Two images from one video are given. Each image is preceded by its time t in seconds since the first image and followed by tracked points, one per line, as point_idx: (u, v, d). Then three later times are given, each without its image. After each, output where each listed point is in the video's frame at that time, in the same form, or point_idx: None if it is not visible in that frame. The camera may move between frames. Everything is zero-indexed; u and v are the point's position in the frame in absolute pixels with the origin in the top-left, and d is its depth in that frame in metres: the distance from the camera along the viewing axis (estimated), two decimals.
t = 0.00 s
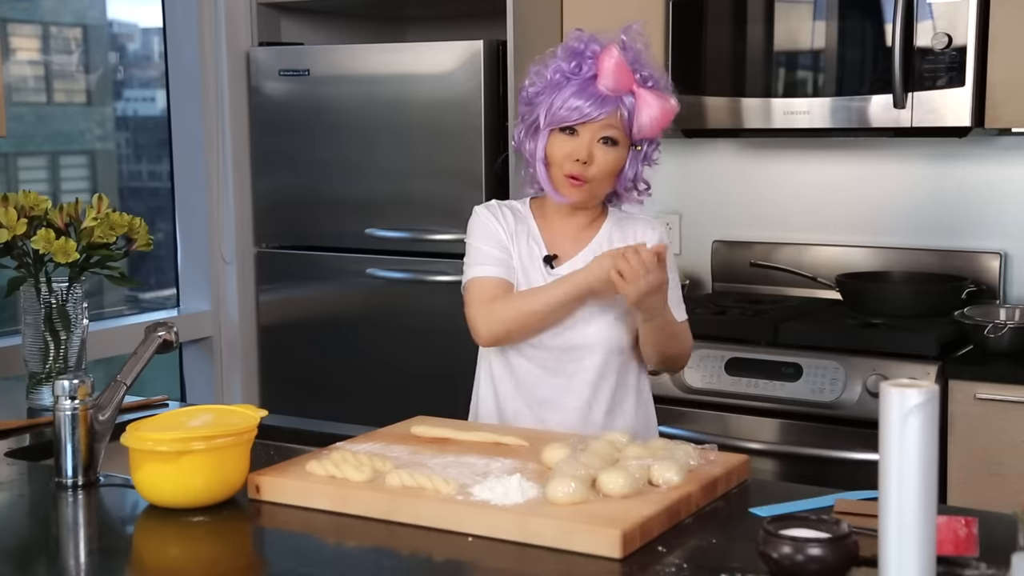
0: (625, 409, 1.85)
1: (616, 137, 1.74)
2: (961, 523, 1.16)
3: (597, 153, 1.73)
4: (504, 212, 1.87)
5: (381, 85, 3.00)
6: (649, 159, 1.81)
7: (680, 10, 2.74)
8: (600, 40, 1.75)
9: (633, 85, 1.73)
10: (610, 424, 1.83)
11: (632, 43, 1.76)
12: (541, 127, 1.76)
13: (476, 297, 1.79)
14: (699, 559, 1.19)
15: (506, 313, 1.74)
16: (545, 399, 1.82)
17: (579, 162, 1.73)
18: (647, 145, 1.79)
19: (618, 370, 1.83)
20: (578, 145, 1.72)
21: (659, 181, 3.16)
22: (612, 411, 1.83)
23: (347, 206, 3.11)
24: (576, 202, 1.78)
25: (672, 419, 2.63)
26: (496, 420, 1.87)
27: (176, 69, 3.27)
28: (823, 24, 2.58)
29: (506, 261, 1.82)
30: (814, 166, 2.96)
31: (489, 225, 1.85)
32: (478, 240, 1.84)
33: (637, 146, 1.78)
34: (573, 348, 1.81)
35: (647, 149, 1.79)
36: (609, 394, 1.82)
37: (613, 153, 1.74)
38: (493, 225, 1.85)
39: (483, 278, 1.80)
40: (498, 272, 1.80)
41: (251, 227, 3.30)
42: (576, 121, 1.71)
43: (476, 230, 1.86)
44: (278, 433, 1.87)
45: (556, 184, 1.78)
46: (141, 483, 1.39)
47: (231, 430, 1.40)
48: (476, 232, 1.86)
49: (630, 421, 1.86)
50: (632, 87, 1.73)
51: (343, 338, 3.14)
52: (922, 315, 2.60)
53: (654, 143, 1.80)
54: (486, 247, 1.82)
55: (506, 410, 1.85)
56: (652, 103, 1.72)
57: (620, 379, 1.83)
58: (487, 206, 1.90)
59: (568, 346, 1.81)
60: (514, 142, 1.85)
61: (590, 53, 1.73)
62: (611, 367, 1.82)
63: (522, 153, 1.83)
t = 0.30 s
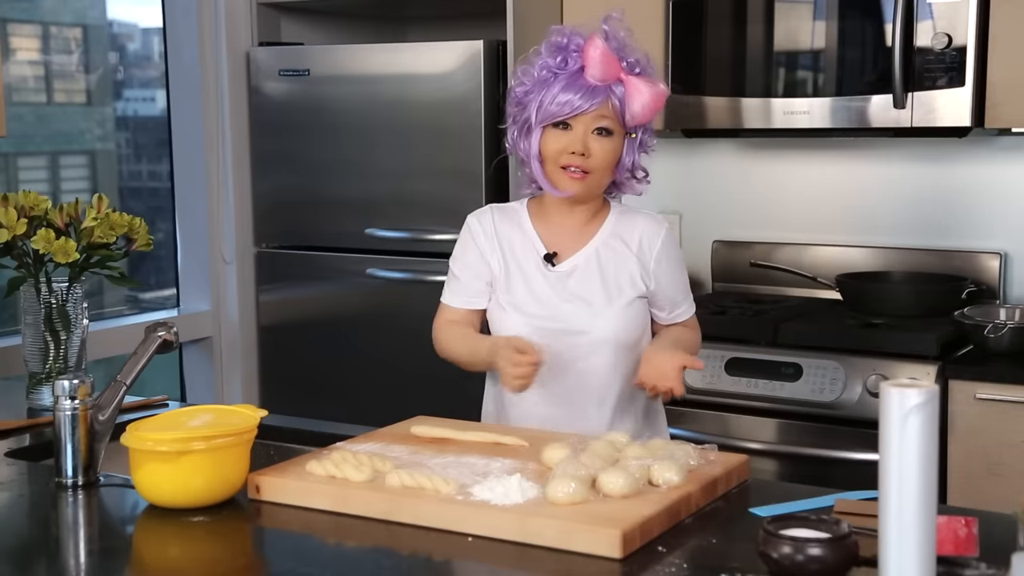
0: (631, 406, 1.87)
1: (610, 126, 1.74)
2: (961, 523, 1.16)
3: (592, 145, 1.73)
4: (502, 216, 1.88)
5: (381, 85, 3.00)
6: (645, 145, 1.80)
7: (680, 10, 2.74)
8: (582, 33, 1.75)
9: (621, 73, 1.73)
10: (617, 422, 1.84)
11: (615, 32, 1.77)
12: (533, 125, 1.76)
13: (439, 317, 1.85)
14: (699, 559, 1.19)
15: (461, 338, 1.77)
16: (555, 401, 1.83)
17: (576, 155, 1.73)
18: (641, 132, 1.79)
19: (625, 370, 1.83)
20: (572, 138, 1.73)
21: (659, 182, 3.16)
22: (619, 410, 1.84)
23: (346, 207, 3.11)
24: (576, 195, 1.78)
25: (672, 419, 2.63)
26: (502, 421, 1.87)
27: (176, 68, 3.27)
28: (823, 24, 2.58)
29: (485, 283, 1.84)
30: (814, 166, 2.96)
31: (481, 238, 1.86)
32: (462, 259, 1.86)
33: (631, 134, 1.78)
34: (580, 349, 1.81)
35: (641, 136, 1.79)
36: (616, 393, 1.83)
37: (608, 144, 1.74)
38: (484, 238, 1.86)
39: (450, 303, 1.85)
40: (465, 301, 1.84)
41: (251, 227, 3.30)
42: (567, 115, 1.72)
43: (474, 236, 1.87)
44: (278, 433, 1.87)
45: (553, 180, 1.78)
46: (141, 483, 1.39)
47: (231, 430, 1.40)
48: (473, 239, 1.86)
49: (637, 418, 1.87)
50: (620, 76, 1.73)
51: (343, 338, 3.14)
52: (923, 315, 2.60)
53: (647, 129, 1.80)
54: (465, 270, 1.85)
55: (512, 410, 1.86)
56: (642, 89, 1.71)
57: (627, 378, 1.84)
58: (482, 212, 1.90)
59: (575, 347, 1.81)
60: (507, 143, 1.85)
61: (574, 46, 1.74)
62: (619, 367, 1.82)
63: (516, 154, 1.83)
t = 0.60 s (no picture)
0: (631, 405, 1.87)
1: (608, 126, 1.74)
2: (961, 523, 1.16)
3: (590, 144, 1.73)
4: (500, 220, 1.88)
5: (381, 85, 3.00)
6: (643, 146, 1.80)
7: (680, 10, 2.74)
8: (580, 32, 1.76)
9: (619, 72, 1.73)
10: (617, 423, 1.85)
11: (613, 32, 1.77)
12: (531, 125, 1.76)
13: (444, 320, 1.91)
14: (699, 559, 1.19)
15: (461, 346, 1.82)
16: (555, 403, 1.84)
17: (574, 154, 1.73)
18: (639, 132, 1.78)
19: (623, 371, 1.83)
20: (570, 137, 1.73)
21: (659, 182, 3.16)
22: (618, 410, 1.85)
23: (346, 207, 3.11)
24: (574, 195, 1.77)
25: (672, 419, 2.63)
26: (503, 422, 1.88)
27: (176, 68, 3.27)
28: (823, 24, 2.58)
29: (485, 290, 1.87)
30: (814, 166, 2.96)
31: (481, 242, 1.87)
32: (462, 265, 1.88)
33: (629, 133, 1.78)
34: (577, 351, 1.81)
35: (639, 136, 1.79)
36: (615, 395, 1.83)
37: (606, 143, 1.74)
38: (483, 242, 1.87)
39: (452, 309, 1.90)
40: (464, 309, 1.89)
41: (251, 227, 3.30)
42: (566, 113, 1.72)
43: (474, 241, 1.88)
44: (278, 432, 1.87)
45: (551, 179, 1.77)
46: (141, 482, 1.39)
47: (231, 430, 1.40)
48: (472, 243, 1.88)
49: (635, 417, 1.87)
50: (618, 75, 1.73)
51: (343, 338, 3.14)
52: (923, 315, 2.60)
53: (645, 129, 1.80)
54: (465, 276, 1.88)
55: (513, 411, 1.86)
56: (641, 88, 1.71)
57: (626, 379, 1.84)
58: (482, 215, 1.90)
59: (572, 349, 1.81)
60: (504, 144, 1.85)
61: (572, 45, 1.74)
62: (618, 368, 1.82)
63: (514, 155, 1.83)
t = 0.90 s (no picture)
0: (632, 405, 1.87)
1: (605, 132, 1.74)
2: (961, 523, 1.16)
3: (588, 151, 1.73)
4: (500, 221, 1.88)
5: (381, 85, 3.00)
6: (640, 145, 1.80)
7: (680, 10, 2.74)
8: (573, 35, 1.74)
9: (613, 76, 1.72)
10: (618, 422, 1.85)
11: (607, 33, 1.76)
12: (528, 134, 1.76)
13: (445, 325, 1.91)
14: (699, 559, 1.19)
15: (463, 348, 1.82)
16: (555, 403, 1.84)
17: (572, 164, 1.73)
18: (637, 133, 1.79)
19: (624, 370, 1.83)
20: (567, 146, 1.73)
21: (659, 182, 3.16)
22: (619, 410, 1.85)
23: (346, 207, 3.11)
24: (574, 203, 1.79)
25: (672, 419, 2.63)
26: (504, 423, 1.88)
27: (176, 69, 3.27)
28: (823, 24, 2.58)
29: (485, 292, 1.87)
30: (814, 166, 2.96)
31: (480, 243, 1.87)
32: (462, 266, 1.88)
33: (626, 136, 1.78)
34: (578, 350, 1.81)
35: (636, 136, 1.79)
36: (617, 394, 1.83)
37: (603, 149, 1.74)
38: (482, 243, 1.87)
39: (452, 313, 1.90)
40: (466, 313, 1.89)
41: (251, 227, 3.30)
42: (563, 122, 1.71)
43: (474, 241, 1.87)
44: (278, 433, 1.87)
45: (550, 187, 1.77)
46: (141, 482, 1.39)
47: (231, 430, 1.40)
48: (473, 244, 1.87)
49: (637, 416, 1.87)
50: (613, 78, 1.72)
51: (343, 338, 3.14)
52: (923, 315, 2.60)
53: (642, 128, 1.80)
54: (466, 278, 1.88)
55: (514, 412, 1.86)
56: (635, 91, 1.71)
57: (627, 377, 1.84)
58: (481, 216, 1.90)
59: (572, 348, 1.81)
60: (500, 148, 1.85)
61: (566, 50, 1.73)
62: (618, 367, 1.82)
63: (512, 161, 1.83)
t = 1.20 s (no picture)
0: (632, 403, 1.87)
1: (596, 127, 1.74)
2: (961, 523, 1.16)
3: (581, 146, 1.73)
4: (498, 220, 1.88)
5: (381, 85, 3.00)
6: (634, 139, 1.80)
7: (680, 10, 2.75)
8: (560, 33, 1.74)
9: (602, 71, 1.72)
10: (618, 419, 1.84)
11: (594, 29, 1.76)
12: (520, 132, 1.76)
13: (443, 323, 1.90)
14: (699, 559, 1.19)
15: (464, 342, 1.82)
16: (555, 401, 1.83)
17: (565, 160, 1.73)
18: (629, 127, 1.78)
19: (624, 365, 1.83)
20: (559, 143, 1.73)
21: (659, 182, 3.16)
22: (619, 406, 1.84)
23: (346, 207, 3.11)
24: (569, 198, 1.78)
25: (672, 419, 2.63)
26: (504, 422, 1.88)
27: (176, 69, 3.27)
28: (823, 24, 2.58)
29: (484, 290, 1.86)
30: (814, 166, 2.96)
31: (479, 242, 1.87)
32: (461, 266, 1.88)
33: (618, 130, 1.78)
34: (577, 347, 1.81)
35: (629, 130, 1.79)
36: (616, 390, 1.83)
37: (596, 144, 1.74)
38: (481, 241, 1.87)
39: (451, 312, 1.89)
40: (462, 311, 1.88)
41: (251, 228, 3.30)
42: (553, 119, 1.71)
43: (472, 240, 1.87)
44: (278, 432, 1.87)
45: (545, 184, 1.77)
46: (141, 483, 1.39)
47: (231, 430, 1.40)
48: (471, 243, 1.87)
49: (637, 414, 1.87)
50: (601, 74, 1.72)
51: (343, 338, 3.14)
52: (923, 315, 2.60)
53: (634, 122, 1.79)
54: (465, 277, 1.87)
55: (513, 411, 1.86)
56: (624, 85, 1.70)
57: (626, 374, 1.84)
58: (479, 215, 1.91)
59: (571, 345, 1.81)
60: (495, 149, 1.85)
61: (553, 48, 1.73)
62: (618, 364, 1.82)
63: (506, 160, 1.83)
